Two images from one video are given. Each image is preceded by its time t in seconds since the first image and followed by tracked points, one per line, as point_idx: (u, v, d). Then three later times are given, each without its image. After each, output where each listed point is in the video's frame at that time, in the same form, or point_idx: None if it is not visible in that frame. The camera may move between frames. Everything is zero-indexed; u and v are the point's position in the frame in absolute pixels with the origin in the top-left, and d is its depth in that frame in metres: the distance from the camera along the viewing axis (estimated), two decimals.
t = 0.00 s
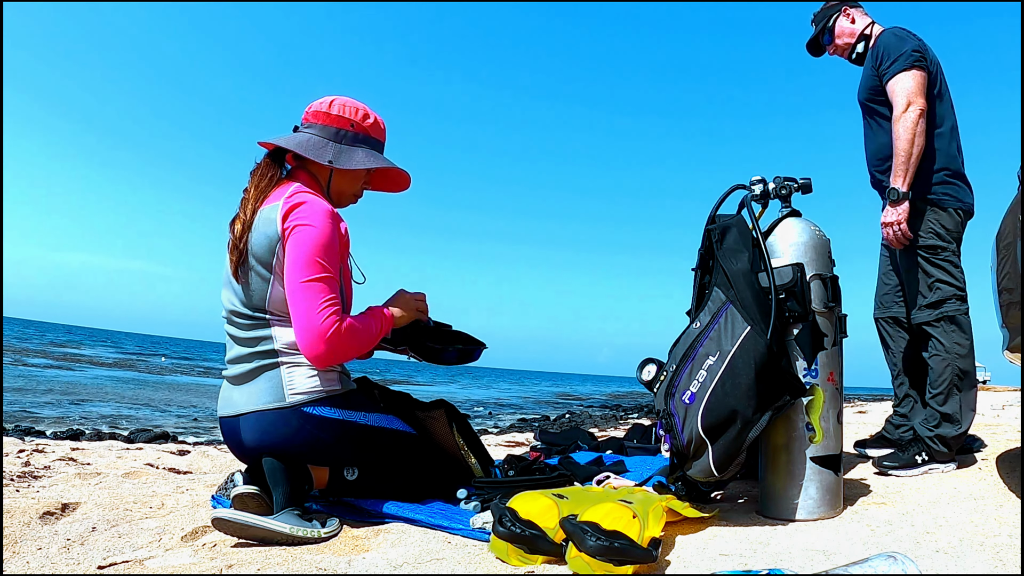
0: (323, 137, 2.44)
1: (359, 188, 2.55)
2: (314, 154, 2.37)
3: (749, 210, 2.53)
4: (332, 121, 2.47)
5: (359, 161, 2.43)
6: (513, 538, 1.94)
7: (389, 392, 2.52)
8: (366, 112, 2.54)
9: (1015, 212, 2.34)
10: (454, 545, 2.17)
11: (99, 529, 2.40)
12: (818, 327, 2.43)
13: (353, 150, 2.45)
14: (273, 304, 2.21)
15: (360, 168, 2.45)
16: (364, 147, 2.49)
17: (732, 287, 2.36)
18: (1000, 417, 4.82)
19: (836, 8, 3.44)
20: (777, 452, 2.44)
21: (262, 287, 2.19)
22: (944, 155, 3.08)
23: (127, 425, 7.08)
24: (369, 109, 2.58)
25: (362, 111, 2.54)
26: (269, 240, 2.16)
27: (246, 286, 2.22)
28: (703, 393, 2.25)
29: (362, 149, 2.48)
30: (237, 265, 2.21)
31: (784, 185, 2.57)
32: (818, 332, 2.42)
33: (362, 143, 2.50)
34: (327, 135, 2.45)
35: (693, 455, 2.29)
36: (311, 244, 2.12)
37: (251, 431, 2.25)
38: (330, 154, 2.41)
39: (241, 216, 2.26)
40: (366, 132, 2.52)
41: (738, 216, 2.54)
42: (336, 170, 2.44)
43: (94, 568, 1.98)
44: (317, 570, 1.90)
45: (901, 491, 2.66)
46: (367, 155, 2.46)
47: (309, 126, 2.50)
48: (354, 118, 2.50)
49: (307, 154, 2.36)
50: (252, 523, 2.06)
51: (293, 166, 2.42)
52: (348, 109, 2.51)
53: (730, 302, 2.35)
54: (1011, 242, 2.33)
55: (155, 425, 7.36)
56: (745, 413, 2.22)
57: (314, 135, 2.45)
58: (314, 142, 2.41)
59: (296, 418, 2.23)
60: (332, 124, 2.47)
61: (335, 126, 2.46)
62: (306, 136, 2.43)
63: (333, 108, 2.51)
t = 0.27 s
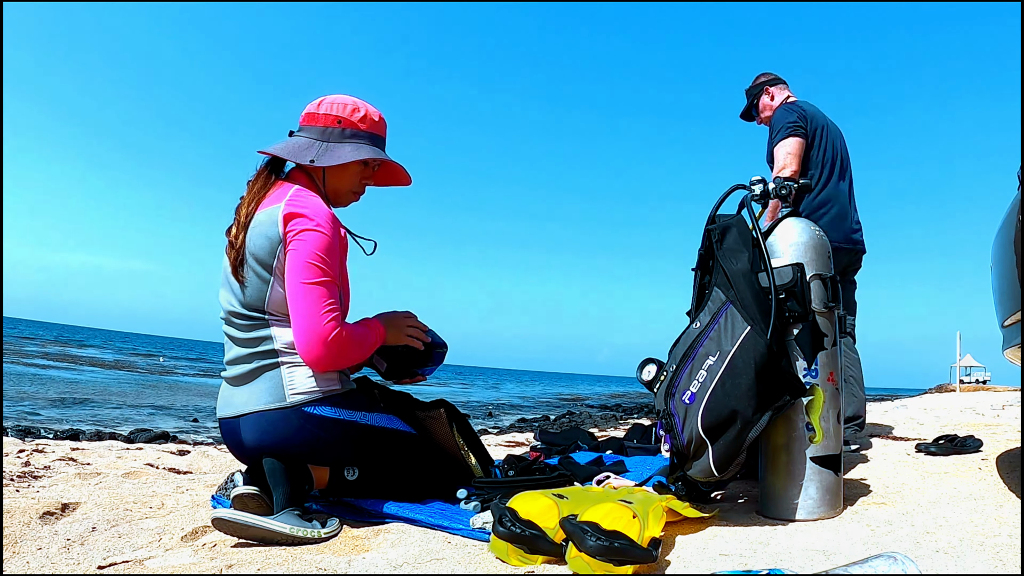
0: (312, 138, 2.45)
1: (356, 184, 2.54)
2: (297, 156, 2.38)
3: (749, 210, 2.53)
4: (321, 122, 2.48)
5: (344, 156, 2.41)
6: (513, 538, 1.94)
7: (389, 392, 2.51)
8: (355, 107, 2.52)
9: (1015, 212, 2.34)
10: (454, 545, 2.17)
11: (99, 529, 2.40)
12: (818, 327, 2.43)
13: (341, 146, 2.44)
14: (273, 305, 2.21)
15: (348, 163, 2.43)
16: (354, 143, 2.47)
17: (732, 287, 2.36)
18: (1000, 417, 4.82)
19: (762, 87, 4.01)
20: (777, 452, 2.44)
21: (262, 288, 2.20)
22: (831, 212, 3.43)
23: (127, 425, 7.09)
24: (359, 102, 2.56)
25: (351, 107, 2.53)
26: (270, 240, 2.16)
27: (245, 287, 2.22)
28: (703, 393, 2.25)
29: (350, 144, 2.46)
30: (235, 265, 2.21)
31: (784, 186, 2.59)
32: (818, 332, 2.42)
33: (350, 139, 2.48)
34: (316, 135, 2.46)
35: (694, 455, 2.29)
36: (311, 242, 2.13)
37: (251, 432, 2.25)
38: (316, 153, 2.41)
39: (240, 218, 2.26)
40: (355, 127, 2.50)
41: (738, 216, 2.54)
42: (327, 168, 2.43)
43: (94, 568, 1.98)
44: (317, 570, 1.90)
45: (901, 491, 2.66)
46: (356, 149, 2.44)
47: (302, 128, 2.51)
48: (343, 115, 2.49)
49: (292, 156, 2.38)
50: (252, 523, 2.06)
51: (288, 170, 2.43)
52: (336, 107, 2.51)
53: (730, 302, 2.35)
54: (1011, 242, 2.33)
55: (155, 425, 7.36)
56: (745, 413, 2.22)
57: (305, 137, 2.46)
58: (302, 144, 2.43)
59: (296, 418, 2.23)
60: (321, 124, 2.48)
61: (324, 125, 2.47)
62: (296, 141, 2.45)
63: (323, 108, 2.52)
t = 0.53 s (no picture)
0: (325, 141, 2.44)
1: (355, 192, 2.56)
2: (314, 158, 2.38)
3: (749, 210, 2.53)
4: (333, 127, 2.48)
5: (360, 167, 2.45)
6: (513, 538, 1.94)
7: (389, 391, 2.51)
8: (364, 118, 2.55)
9: (1015, 212, 2.34)
10: (454, 545, 2.17)
11: (99, 529, 2.40)
12: (818, 327, 2.43)
13: (353, 155, 2.47)
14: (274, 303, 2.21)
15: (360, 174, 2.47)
16: (365, 156, 2.51)
17: (732, 287, 2.36)
18: (1000, 417, 4.82)
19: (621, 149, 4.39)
20: (777, 451, 2.44)
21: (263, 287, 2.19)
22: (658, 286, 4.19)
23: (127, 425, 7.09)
24: (368, 115, 2.59)
25: (361, 118, 2.55)
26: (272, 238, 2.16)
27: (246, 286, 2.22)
28: (703, 392, 2.25)
29: (363, 157, 2.50)
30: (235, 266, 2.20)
31: (784, 185, 2.57)
32: (818, 332, 2.41)
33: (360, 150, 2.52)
34: (329, 139, 2.46)
35: (693, 455, 2.29)
36: (311, 236, 2.12)
37: (251, 431, 2.25)
38: (332, 159, 2.42)
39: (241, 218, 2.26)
40: (365, 139, 2.54)
41: (738, 216, 2.54)
42: (336, 174, 2.45)
43: (94, 568, 1.98)
44: (317, 570, 1.90)
45: (901, 491, 2.66)
46: (368, 163, 2.48)
47: (310, 129, 2.49)
48: (355, 124, 2.51)
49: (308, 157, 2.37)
50: (252, 523, 2.06)
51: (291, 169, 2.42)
52: (349, 115, 2.52)
53: (730, 302, 2.35)
54: (1011, 242, 2.33)
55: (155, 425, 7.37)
56: (745, 413, 2.22)
57: (315, 138, 2.44)
58: (314, 145, 2.41)
59: (297, 418, 2.23)
60: (333, 129, 2.48)
61: (336, 130, 2.47)
62: (306, 140, 2.42)
63: (334, 113, 2.52)
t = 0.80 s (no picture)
0: (317, 139, 2.45)
1: (358, 189, 2.54)
2: (303, 157, 2.37)
3: (749, 210, 2.53)
4: (327, 125, 2.49)
5: (351, 160, 2.42)
6: (513, 538, 1.94)
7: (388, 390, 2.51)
8: (360, 112, 2.53)
9: (1015, 213, 2.34)
10: (454, 545, 2.17)
11: (99, 529, 2.41)
12: (818, 327, 2.43)
13: (347, 150, 2.45)
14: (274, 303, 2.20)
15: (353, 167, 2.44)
16: (360, 147, 2.48)
17: (732, 287, 2.36)
18: (1000, 417, 4.83)
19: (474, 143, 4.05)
20: (777, 452, 2.44)
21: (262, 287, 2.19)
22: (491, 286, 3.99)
23: (127, 425, 7.10)
24: (366, 109, 2.57)
25: (358, 111, 2.54)
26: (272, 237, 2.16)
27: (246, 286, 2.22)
28: (703, 393, 2.25)
29: (356, 148, 2.47)
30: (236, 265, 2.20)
31: (784, 185, 2.57)
32: (818, 332, 2.41)
33: (356, 143, 2.49)
34: (321, 137, 2.46)
35: (694, 455, 2.29)
36: (307, 238, 2.12)
37: (251, 432, 2.25)
38: (324, 154, 2.41)
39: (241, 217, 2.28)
40: (360, 132, 2.51)
41: (738, 216, 2.54)
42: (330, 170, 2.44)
43: (94, 568, 1.98)
44: (317, 570, 1.90)
45: (901, 491, 2.66)
46: (361, 155, 2.45)
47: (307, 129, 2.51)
48: (349, 119, 2.50)
49: (299, 154, 2.37)
50: (252, 523, 2.06)
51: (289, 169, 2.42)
52: (343, 110, 2.52)
53: (730, 302, 2.35)
54: (1012, 242, 2.33)
55: (155, 425, 7.37)
56: (745, 413, 2.22)
57: (310, 137, 2.46)
58: (307, 144, 2.42)
59: (297, 419, 2.23)
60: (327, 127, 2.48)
61: (329, 128, 2.47)
62: (301, 140, 2.44)
63: (330, 111, 2.52)
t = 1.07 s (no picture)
0: (334, 152, 2.47)
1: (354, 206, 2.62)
2: (327, 169, 2.39)
3: (749, 210, 2.53)
4: (343, 138, 2.50)
5: (366, 185, 2.51)
6: (513, 538, 1.94)
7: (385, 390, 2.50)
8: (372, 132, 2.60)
9: (1014, 213, 2.34)
10: (454, 545, 2.17)
11: (99, 529, 2.40)
12: (818, 327, 2.43)
13: (359, 173, 2.51)
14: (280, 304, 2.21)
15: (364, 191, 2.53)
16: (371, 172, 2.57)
17: (732, 287, 2.36)
18: (1000, 417, 4.83)
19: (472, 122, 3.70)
20: (777, 452, 2.44)
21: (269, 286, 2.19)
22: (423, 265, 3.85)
23: (128, 425, 7.10)
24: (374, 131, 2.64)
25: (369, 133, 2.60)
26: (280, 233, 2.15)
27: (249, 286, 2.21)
28: (703, 392, 2.25)
29: (369, 174, 2.55)
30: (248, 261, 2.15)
31: (784, 185, 2.57)
32: (818, 332, 2.41)
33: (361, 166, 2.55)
34: (337, 150, 2.48)
35: (693, 455, 2.29)
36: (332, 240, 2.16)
37: (252, 432, 2.24)
38: (342, 171, 2.45)
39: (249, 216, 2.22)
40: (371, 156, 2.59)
41: (738, 216, 2.54)
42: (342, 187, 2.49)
43: (94, 568, 1.98)
44: (317, 570, 1.90)
45: (901, 491, 2.66)
46: (373, 181, 2.55)
47: (319, 136, 2.50)
48: (364, 139, 2.55)
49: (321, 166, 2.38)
50: (252, 524, 2.06)
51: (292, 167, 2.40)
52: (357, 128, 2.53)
53: (730, 302, 2.35)
54: (1012, 242, 2.33)
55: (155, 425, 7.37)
56: (745, 413, 2.22)
57: (326, 146, 2.46)
58: (325, 155, 2.43)
59: (299, 417, 2.23)
60: (343, 140, 2.50)
61: (346, 143, 2.50)
62: (316, 147, 2.43)
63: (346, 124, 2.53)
